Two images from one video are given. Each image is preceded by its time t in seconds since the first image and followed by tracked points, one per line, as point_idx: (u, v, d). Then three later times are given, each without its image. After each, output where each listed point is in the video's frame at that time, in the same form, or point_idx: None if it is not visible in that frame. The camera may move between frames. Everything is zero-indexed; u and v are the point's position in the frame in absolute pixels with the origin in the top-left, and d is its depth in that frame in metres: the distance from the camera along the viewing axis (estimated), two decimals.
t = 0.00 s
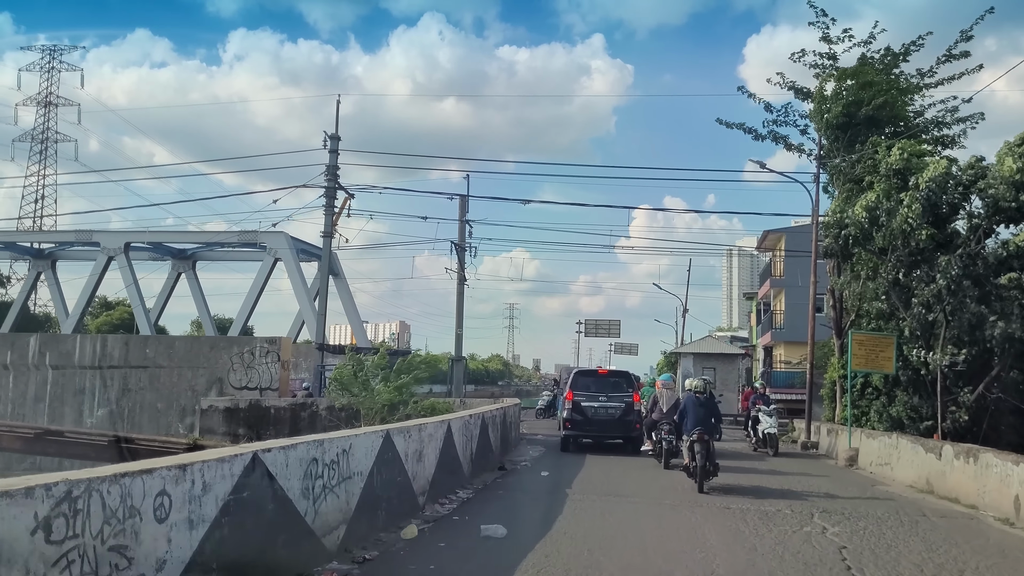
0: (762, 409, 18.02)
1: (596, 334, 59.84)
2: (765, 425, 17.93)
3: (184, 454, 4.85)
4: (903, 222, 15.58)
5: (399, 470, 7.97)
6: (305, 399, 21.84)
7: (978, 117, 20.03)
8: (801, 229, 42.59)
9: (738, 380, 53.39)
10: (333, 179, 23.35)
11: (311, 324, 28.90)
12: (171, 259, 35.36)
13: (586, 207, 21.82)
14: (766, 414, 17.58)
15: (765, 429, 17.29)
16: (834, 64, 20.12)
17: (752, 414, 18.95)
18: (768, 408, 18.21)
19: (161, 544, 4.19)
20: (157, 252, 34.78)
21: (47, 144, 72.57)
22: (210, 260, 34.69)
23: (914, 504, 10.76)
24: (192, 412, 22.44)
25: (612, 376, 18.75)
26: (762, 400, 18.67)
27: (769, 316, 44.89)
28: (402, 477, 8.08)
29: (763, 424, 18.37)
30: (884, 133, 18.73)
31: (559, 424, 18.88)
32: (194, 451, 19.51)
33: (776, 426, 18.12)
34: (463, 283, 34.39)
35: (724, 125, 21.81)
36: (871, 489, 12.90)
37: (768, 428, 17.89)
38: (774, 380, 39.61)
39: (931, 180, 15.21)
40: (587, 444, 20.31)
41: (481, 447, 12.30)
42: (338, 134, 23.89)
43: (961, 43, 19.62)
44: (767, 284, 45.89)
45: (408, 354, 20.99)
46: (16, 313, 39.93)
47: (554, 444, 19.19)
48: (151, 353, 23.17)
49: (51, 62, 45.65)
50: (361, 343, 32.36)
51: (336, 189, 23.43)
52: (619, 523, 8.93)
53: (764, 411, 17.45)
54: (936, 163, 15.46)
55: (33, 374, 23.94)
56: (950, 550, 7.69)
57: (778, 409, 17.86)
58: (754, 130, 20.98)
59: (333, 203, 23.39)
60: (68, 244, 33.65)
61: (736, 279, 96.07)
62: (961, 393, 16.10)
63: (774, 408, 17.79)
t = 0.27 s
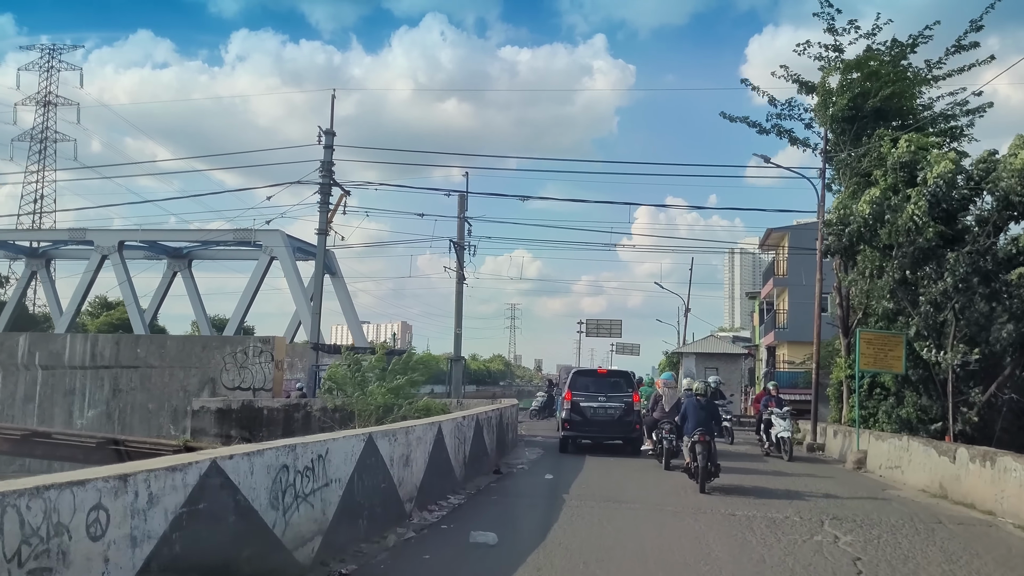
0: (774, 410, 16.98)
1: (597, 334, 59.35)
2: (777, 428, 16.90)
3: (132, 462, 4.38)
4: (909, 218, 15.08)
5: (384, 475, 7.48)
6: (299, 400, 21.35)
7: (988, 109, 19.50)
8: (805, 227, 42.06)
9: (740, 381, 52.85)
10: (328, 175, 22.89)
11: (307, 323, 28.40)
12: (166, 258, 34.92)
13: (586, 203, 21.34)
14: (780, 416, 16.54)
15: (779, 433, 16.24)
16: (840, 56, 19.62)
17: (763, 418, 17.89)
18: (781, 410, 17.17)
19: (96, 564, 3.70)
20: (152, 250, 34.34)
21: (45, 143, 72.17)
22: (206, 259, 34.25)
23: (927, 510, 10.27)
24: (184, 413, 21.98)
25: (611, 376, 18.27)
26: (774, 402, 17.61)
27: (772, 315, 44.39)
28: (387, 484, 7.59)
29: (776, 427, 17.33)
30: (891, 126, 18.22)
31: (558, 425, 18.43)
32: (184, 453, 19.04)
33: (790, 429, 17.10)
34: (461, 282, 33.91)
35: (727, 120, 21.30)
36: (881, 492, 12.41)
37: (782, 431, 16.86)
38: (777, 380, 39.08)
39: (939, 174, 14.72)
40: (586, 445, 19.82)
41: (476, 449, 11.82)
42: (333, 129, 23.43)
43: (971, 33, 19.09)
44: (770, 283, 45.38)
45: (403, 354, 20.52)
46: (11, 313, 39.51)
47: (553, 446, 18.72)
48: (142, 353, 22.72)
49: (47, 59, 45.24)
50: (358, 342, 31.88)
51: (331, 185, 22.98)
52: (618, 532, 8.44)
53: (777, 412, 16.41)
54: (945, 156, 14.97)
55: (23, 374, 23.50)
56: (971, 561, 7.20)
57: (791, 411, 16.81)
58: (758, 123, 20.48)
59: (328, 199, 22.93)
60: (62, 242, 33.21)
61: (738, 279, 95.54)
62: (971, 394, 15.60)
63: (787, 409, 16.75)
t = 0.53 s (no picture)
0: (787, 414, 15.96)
1: (598, 335, 58.85)
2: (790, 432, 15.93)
3: (66, 474, 3.91)
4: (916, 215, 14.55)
5: (366, 484, 6.99)
6: (293, 402, 20.82)
7: (999, 102, 18.96)
8: (809, 226, 41.56)
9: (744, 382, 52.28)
10: (322, 172, 22.43)
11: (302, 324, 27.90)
12: (162, 257, 34.49)
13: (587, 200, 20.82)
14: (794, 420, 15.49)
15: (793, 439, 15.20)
16: (846, 48, 19.10)
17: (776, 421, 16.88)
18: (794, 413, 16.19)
19: None
20: (147, 250, 33.90)
21: (45, 144, 71.89)
22: (202, 258, 33.81)
23: (943, 517, 9.78)
24: (176, 415, 21.52)
25: (610, 377, 17.83)
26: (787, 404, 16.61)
27: (776, 315, 43.86)
28: (370, 493, 7.11)
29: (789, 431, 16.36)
30: (899, 120, 17.70)
31: (557, 426, 17.98)
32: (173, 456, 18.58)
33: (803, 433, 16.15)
34: (460, 281, 33.44)
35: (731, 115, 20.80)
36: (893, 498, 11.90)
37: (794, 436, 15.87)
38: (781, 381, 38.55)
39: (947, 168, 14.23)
40: (586, 448, 19.33)
41: (470, 454, 11.33)
42: (328, 125, 22.96)
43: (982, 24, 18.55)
44: (773, 283, 44.84)
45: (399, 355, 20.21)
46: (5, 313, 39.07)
47: (552, 448, 18.23)
48: (133, 354, 22.26)
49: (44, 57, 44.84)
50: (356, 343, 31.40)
51: (327, 182, 22.51)
52: (618, 542, 7.94)
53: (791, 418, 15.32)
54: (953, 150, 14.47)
55: (12, 375, 23.05)
56: None
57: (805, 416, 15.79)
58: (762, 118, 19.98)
59: (323, 196, 22.48)
60: (56, 242, 32.80)
61: (741, 279, 95.00)
62: (984, 395, 15.08)
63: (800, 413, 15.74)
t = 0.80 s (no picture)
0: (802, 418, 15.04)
1: (600, 336, 58.39)
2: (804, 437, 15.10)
3: None
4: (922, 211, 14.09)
5: (349, 492, 6.55)
6: (287, 404, 20.32)
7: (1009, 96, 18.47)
8: (812, 226, 41.10)
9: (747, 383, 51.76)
10: (317, 170, 22.02)
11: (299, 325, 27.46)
12: (158, 258, 34.11)
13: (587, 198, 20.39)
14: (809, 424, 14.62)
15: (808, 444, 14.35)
16: (852, 41, 18.63)
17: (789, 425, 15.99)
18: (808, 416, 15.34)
19: None
20: (143, 250, 33.51)
21: (45, 146, 71.56)
22: (198, 259, 33.43)
23: (958, 525, 9.35)
24: (168, 417, 21.12)
25: (610, 378, 17.44)
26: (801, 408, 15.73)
27: (779, 316, 43.39)
28: (353, 502, 6.67)
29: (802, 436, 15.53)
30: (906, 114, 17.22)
31: (556, 429, 17.59)
32: (164, 459, 18.17)
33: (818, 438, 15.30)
34: (460, 282, 33.01)
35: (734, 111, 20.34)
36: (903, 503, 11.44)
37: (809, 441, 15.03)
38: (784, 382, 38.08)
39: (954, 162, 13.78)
40: (586, 450, 18.90)
41: (464, 458, 10.88)
42: (323, 122, 22.55)
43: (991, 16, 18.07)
44: (776, 283, 44.35)
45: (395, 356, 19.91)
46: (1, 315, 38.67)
47: (550, 451, 17.80)
48: (125, 355, 21.87)
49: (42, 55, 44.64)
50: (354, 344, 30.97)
51: (322, 180, 22.11)
52: (617, 552, 7.48)
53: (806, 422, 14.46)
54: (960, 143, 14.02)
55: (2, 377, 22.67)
56: None
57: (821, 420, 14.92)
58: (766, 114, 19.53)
59: (318, 195, 22.09)
60: (51, 243, 32.41)
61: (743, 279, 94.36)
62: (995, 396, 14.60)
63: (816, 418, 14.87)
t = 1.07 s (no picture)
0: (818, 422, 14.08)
1: (601, 337, 57.90)
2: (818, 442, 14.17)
3: None
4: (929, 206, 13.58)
5: (325, 500, 6.04)
6: (281, 405, 19.67)
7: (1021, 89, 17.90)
8: (816, 225, 40.59)
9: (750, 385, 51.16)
10: (312, 167, 21.56)
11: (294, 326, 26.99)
12: (153, 258, 33.71)
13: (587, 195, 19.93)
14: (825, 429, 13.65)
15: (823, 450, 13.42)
16: (859, 33, 18.13)
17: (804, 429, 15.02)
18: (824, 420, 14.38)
19: None
20: (138, 250, 33.07)
21: (45, 146, 71.15)
22: (194, 259, 33.01)
23: (978, 533, 8.85)
24: (158, 420, 20.67)
25: (609, 379, 16.98)
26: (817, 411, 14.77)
27: (783, 316, 42.83)
28: (332, 512, 6.17)
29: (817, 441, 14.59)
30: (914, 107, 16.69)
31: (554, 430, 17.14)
32: (153, 463, 17.72)
33: (834, 444, 14.37)
34: (459, 282, 32.52)
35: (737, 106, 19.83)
36: (917, 508, 10.93)
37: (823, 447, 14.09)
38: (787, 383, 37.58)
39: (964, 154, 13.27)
40: (585, 453, 18.42)
41: (456, 463, 10.38)
42: (318, 119, 22.10)
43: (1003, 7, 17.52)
44: (780, 283, 43.79)
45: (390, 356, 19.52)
46: None
47: (549, 454, 17.32)
48: (115, 357, 21.43)
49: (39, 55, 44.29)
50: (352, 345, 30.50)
51: (317, 177, 21.65)
52: (617, 563, 7.01)
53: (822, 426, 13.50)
54: (969, 134, 13.50)
55: None
56: None
57: (837, 425, 13.95)
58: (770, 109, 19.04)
59: (312, 192, 21.64)
60: (44, 242, 31.97)
61: (744, 280, 93.79)
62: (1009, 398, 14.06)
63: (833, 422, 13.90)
